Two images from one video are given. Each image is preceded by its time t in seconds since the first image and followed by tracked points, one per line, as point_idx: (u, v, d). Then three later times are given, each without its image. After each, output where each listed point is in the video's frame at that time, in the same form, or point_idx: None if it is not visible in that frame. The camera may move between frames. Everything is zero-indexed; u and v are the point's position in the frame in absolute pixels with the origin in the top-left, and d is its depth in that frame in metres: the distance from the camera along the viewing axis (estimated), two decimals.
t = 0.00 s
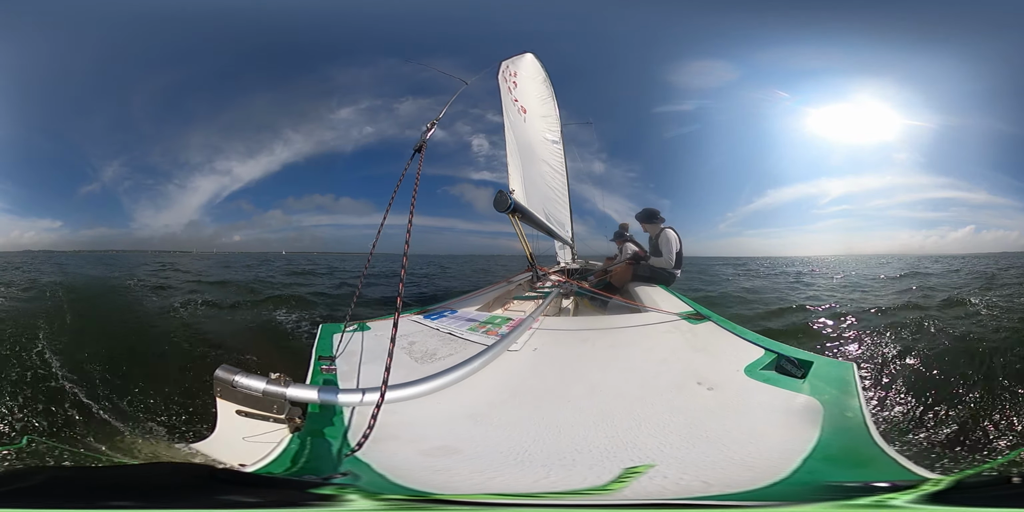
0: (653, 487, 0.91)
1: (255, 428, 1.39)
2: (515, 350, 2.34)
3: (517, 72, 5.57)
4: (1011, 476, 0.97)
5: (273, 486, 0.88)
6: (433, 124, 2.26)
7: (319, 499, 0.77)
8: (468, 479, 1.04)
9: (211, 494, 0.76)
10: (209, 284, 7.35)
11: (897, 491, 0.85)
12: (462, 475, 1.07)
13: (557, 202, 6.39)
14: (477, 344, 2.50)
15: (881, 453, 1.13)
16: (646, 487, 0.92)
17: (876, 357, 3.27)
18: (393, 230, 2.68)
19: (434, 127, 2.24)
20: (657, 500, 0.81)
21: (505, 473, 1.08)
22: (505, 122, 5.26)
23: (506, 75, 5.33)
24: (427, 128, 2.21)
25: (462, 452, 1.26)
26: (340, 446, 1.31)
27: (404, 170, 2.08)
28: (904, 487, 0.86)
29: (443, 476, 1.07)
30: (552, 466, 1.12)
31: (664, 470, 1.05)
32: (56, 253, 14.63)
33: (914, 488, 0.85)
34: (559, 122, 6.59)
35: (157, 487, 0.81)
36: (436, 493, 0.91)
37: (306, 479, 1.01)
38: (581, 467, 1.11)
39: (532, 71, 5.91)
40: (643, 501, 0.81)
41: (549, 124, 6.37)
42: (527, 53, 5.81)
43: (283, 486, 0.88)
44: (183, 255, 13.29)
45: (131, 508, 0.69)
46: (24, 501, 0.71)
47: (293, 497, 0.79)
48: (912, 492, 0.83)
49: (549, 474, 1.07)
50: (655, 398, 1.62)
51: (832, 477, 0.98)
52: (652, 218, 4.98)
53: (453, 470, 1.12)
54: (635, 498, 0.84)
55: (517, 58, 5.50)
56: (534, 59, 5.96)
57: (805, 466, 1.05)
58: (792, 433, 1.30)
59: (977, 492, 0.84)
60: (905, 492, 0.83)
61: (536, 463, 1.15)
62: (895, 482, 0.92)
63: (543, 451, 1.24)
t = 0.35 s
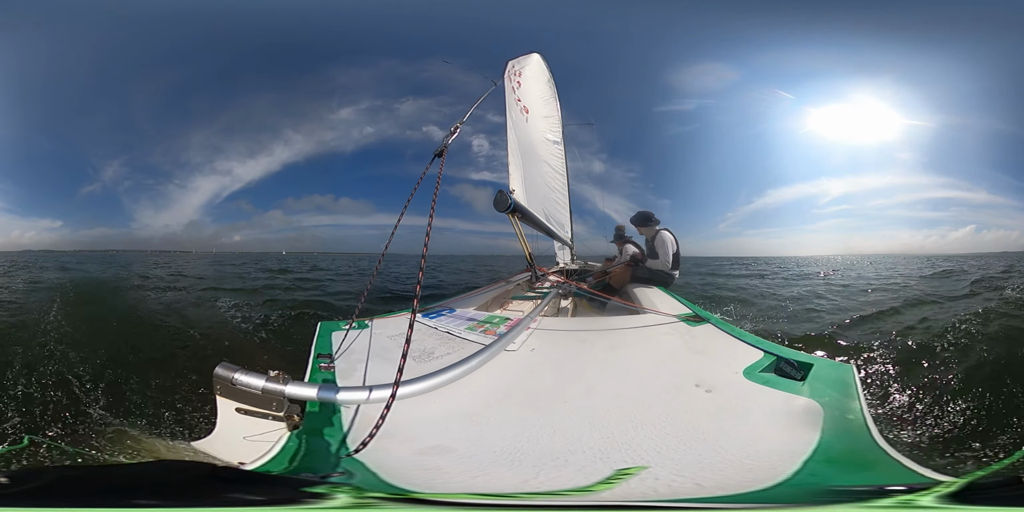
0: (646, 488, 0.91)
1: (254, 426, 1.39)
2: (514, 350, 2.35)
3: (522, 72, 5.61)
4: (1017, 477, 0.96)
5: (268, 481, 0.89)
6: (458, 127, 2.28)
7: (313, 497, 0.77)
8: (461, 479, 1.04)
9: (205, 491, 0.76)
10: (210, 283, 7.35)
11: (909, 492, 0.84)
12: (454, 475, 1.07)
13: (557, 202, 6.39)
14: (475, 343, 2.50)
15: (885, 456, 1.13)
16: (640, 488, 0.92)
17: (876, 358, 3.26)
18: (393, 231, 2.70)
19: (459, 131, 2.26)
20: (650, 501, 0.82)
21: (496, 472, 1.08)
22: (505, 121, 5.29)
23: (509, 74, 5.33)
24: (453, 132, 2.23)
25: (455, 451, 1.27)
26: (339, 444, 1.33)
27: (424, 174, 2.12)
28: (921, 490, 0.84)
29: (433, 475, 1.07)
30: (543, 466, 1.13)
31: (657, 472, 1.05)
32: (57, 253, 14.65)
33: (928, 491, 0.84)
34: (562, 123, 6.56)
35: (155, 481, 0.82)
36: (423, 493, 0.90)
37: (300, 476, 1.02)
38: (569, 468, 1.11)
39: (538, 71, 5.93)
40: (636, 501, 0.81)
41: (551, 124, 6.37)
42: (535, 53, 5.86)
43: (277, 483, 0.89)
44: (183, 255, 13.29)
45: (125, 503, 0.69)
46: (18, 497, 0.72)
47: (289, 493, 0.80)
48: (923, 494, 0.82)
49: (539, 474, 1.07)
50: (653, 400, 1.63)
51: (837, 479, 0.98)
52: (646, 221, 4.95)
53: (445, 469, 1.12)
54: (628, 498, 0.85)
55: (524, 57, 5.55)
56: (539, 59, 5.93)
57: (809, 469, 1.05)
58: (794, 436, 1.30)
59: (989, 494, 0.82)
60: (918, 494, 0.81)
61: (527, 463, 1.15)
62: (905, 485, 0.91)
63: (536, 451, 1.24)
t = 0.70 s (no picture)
0: (638, 489, 0.92)
1: (254, 424, 1.40)
2: (510, 349, 2.35)
3: (524, 71, 5.62)
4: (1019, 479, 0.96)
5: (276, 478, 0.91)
6: (451, 126, 2.27)
7: (307, 494, 0.78)
8: (454, 478, 1.04)
9: (218, 488, 0.78)
10: (210, 283, 7.36)
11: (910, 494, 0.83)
12: (445, 474, 1.07)
13: (557, 202, 6.39)
14: (472, 342, 2.51)
15: (883, 459, 1.14)
16: (632, 489, 0.92)
17: (876, 359, 3.27)
18: (392, 229, 2.70)
19: (453, 129, 2.27)
20: (642, 501, 0.82)
21: (488, 472, 1.08)
22: (506, 121, 5.29)
23: (510, 74, 5.32)
24: (449, 131, 2.24)
25: (449, 451, 1.27)
26: (337, 441, 1.34)
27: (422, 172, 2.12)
28: (927, 491, 0.83)
29: (424, 474, 1.07)
30: (536, 466, 1.13)
31: (652, 474, 1.05)
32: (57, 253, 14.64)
33: (936, 492, 0.83)
34: (563, 123, 6.55)
35: (165, 480, 0.83)
36: (405, 493, 0.88)
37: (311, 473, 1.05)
38: (559, 468, 1.11)
39: (541, 70, 5.94)
40: (629, 501, 0.82)
41: (552, 124, 6.36)
42: (538, 53, 5.87)
43: (287, 480, 0.91)
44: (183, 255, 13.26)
45: (121, 500, 0.69)
46: (12, 496, 0.72)
47: (284, 489, 0.81)
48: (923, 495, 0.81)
49: (530, 474, 1.07)
50: (650, 402, 1.63)
51: (838, 481, 0.98)
52: (642, 223, 4.98)
53: (437, 469, 1.12)
54: (620, 498, 0.85)
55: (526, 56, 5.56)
56: (541, 58, 5.91)
57: (809, 471, 1.05)
58: (792, 439, 1.31)
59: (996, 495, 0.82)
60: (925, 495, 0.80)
61: (520, 463, 1.16)
62: (909, 487, 0.90)
63: (528, 452, 1.24)
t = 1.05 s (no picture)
0: (633, 492, 0.91)
1: (248, 423, 1.40)
2: (506, 351, 2.35)
3: (524, 73, 5.63)
4: None
5: (266, 476, 0.91)
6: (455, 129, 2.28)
7: (302, 493, 0.78)
8: (450, 480, 1.04)
9: (207, 485, 0.78)
10: (208, 283, 7.35)
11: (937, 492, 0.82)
12: (432, 476, 1.08)
13: (555, 204, 6.39)
14: (468, 344, 2.51)
15: (888, 458, 1.13)
16: (628, 491, 0.92)
17: (876, 359, 3.26)
18: (390, 230, 2.70)
19: (456, 133, 2.26)
20: (639, 503, 0.82)
21: (478, 474, 1.09)
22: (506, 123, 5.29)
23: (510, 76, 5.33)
24: (450, 134, 2.23)
25: (443, 453, 1.27)
26: (331, 440, 1.34)
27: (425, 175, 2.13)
28: (947, 490, 0.83)
29: (413, 475, 1.08)
30: (532, 468, 1.13)
31: (649, 477, 1.05)
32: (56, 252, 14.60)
33: (953, 491, 0.82)
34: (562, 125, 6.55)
35: (159, 477, 0.83)
36: (383, 495, 0.87)
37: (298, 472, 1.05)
38: (554, 470, 1.11)
39: (541, 72, 5.95)
40: (625, 504, 0.81)
41: (551, 126, 6.36)
42: (539, 55, 5.88)
43: (275, 478, 0.90)
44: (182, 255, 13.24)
45: (113, 498, 0.69)
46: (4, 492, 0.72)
47: (277, 488, 0.81)
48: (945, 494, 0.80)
49: (523, 476, 1.07)
50: (648, 404, 1.63)
51: (849, 482, 0.98)
52: (640, 226, 4.99)
53: (423, 470, 1.13)
54: (615, 501, 0.85)
55: (525, 58, 5.57)
56: (542, 61, 5.92)
57: (819, 472, 1.05)
58: (796, 440, 1.30)
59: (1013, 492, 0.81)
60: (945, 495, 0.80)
61: (514, 466, 1.16)
62: (923, 486, 0.89)
63: (524, 454, 1.25)
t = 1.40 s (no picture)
0: (631, 492, 0.91)
1: (247, 424, 1.40)
2: (506, 351, 2.36)
3: (523, 73, 5.63)
4: None
5: (267, 476, 0.91)
6: (446, 119, 2.27)
7: (299, 493, 0.78)
8: (450, 482, 1.03)
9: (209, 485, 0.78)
10: (208, 283, 7.34)
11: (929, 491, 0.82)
12: (437, 476, 1.08)
13: (554, 205, 6.39)
14: (468, 344, 2.51)
15: (887, 457, 1.13)
16: (626, 491, 0.92)
17: (878, 359, 3.25)
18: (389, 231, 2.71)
19: (447, 123, 2.26)
20: (635, 504, 0.82)
21: (483, 475, 1.08)
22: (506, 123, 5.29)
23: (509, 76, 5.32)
24: (442, 124, 2.24)
25: (445, 453, 1.27)
26: (330, 440, 1.34)
27: (411, 168, 2.10)
28: (945, 490, 0.82)
29: (418, 476, 1.07)
30: (534, 468, 1.13)
31: (650, 476, 1.05)
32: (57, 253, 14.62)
33: (952, 491, 0.82)
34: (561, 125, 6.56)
35: (158, 477, 0.83)
36: (383, 495, 0.86)
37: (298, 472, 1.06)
38: (555, 471, 1.11)
39: (540, 73, 5.95)
40: (621, 505, 0.81)
41: (550, 126, 6.36)
42: (538, 56, 5.88)
43: (276, 479, 0.90)
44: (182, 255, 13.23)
45: (111, 498, 0.69)
46: None
47: (279, 488, 0.81)
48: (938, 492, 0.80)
49: (526, 476, 1.07)
50: (648, 404, 1.63)
51: (849, 481, 0.98)
52: (640, 226, 4.95)
53: (429, 471, 1.12)
54: (613, 501, 0.84)
55: (524, 58, 5.56)
56: (541, 61, 5.92)
57: (818, 472, 1.05)
58: (797, 439, 1.30)
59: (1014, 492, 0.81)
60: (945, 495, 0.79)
61: (517, 465, 1.16)
62: (923, 485, 0.89)
63: (525, 454, 1.25)
